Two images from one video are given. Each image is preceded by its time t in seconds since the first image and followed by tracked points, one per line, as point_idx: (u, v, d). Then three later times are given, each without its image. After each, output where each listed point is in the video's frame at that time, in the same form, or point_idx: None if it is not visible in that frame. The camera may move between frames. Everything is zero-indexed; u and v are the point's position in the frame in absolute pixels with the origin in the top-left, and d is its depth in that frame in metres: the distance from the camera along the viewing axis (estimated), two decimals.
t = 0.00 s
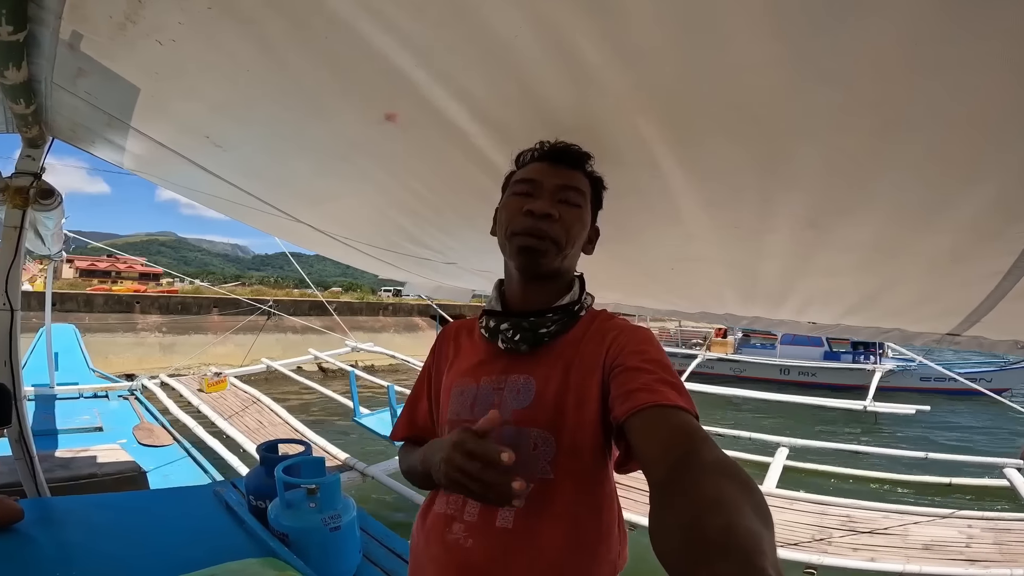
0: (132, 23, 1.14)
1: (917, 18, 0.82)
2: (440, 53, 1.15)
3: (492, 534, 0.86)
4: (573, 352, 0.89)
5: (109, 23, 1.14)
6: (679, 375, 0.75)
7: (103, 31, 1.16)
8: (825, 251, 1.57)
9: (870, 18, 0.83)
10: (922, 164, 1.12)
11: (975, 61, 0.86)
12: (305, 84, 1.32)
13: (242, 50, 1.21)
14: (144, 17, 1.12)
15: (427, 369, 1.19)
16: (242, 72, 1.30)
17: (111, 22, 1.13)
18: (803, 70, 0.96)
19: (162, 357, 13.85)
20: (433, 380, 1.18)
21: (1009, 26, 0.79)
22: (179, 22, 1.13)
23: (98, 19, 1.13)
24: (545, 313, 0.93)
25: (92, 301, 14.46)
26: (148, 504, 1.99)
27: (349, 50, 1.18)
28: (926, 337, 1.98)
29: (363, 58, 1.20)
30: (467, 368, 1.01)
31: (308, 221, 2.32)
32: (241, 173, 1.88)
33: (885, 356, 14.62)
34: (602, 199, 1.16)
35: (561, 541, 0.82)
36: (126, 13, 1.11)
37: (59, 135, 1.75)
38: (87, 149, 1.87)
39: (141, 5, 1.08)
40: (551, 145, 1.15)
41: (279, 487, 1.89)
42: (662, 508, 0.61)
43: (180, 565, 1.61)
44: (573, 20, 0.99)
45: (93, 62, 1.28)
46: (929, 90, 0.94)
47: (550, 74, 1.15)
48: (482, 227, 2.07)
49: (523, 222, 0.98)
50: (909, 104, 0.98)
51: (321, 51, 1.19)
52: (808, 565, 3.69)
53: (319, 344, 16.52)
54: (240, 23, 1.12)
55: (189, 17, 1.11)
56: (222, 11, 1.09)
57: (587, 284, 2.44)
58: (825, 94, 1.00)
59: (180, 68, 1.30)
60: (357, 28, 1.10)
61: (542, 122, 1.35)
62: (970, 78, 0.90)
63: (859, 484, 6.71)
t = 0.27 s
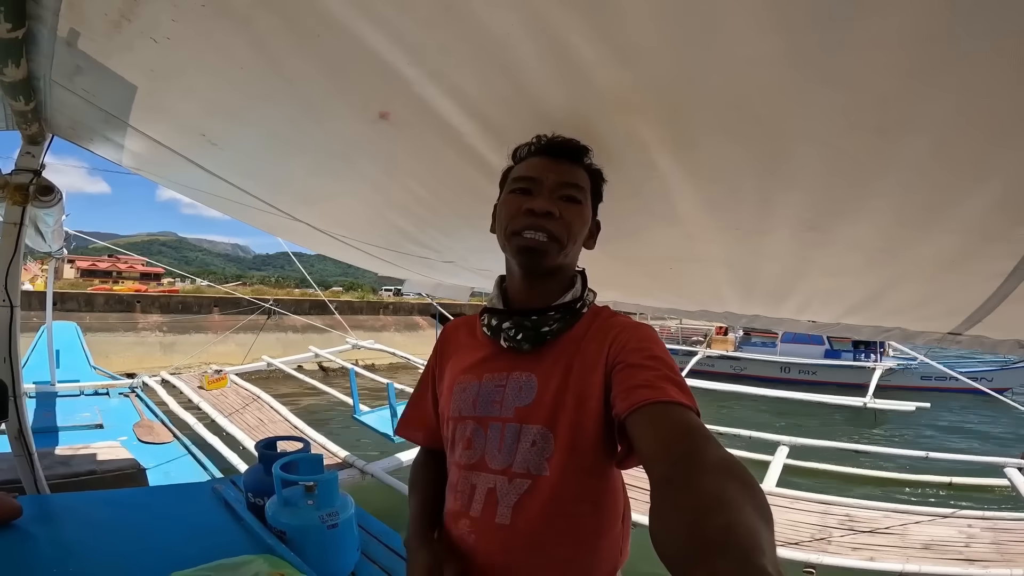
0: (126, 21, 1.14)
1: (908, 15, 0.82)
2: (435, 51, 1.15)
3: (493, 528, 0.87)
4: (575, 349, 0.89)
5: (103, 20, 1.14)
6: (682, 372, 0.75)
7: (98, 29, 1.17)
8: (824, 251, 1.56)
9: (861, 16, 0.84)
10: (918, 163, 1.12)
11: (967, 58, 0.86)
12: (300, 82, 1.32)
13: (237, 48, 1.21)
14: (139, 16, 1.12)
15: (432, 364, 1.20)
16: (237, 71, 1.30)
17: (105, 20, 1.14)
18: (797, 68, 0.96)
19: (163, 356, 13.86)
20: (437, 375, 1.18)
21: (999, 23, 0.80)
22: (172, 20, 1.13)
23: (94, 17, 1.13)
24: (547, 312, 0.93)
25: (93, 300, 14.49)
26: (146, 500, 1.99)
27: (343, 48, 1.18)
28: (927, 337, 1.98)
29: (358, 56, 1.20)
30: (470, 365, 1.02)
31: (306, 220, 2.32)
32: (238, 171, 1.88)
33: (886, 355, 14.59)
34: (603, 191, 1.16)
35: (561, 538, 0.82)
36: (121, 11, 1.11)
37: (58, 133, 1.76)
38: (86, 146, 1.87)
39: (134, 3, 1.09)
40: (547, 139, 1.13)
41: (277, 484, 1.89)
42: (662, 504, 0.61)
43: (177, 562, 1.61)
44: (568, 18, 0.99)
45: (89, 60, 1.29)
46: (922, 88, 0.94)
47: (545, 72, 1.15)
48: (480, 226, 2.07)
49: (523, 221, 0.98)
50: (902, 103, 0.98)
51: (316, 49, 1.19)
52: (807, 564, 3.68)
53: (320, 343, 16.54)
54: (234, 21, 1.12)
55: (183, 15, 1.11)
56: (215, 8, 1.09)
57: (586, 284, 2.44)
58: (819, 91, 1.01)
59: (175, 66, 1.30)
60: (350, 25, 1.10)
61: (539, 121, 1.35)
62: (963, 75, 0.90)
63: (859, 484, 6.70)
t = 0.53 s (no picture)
0: (123, 24, 1.14)
1: (900, 17, 0.82)
2: (430, 55, 1.15)
3: (489, 530, 0.87)
4: (577, 354, 0.89)
5: (100, 23, 1.14)
6: (684, 380, 0.75)
7: (95, 32, 1.17)
8: (820, 253, 1.57)
9: (854, 19, 0.84)
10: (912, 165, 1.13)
11: (960, 60, 0.87)
12: (297, 85, 1.32)
13: (233, 51, 1.21)
14: (135, 18, 1.13)
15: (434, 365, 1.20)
16: (233, 74, 1.30)
17: (102, 23, 1.14)
18: (791, 70, 0.97)
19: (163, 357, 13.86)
20: (438, 375, 1.18)
21: (991, 26, 0.80)
22: (168, 23, 1.13)
23: (90, 19, 1.14)
24: (550, 316, 0.94)
25: (93, 301, 14.48)
26: (146, 501, 2.00)
27: (339, 51, 1.18)
28: (924, 338, 1.98)
29: (354, 59, 1.20)
30: (471, 367, 1.02)
31: (305, 222, 2.32)
32: (236, 173, 1.89)
33: (886, 356, 14.59)
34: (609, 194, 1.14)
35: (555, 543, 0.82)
36: (117, 14, 1.12)
37: (57, 135, 1.76)
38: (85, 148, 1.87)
39: (131, 6, 1.09)
40: (552, 140, 1.13)
41: (275, 485, 1.89)
42: (661, 509, 0.61)
43: (175, 563, 1.61)
44: (563, 21, 0.99)
45: (87, 63, 1.29)
46: (916, 90, 0.94)
47: (540, 76, 1.15)
48: (477, 229, 2.08)
49: (527, 226, 0.98)
50: (896, 104, 0.99)
51: (312, 52, 1.19)
52: (806, 565, 3.68)
53: (320, 344, 16.54)
54: (230, 24, 1.13)
55: (179, 18, 1.12)
56: (211, 12, 1.10)
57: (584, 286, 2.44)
58: (813, 94, 1.01)
59: (172, 69, 1.31)
60: (345, 28, 1.11)
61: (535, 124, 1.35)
62: (956, 77, 0.90)
63: (858, 485, 6.70)
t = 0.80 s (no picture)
0: (120, 30, 1.14)
1: (901, 18, 0.82)
2: (428, 58, 1.15)
3: (495, 535, 0.86)
4: (582, 358, 0.89)
5: (97, 29, 1.14)
6: (689, 381, 0.75)
7: (92, 37, 1.16)
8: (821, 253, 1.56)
9: (854, 18, 0.84)
10: (912, 164, 1.13)
11: (960, 59, 0.86)
12: (295, 90, 1.32)
13: (230, 56, 1.21)
14: (132, 24, 1.12)
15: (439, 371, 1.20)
16: (231, 79, 1.30)
17: (98, 29, 1.13)
18: (790, 71, 0.97)
19: (162, 362, 13.84)
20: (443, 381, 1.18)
21: (992, 24, 0.80)
22: (165, 28, 1.13)
23: (86, 25, 1.13)
24: (554, 321, 0.94)
25: (92, 307, 14.50)
26: (148, 507, 1.99)
27: (336, 55, 1.18)
28: (925, 336, 1.98)
29: (351, 63, 1.20)
30: (476, 371, 1.02)
31: (304, 226, 2.32)
32: (235, 178, 1.88)
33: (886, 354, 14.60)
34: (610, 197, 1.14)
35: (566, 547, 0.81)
36: (113, 20, 1.11)
37: (55, 140, 1.75)
38: (83, 154, 1.85)
39: (128, 12, 1.09)
40: (552, 143, 1.13)
41: (278, 490, 1.88)
42: (669, 510, 0.61)
43: (178, 569, 1.60)
44: (562, 22, 0.98)
45: (84, 68, 1.28)
46: (916, 90, 0.94)
47: (539, 78, 1.15)
48: (476, 232, 2.07)
49: (528, 230, 0.98)
50: (896, 104, 0.99)
51: (310, 56, 1.19)
52: (811, 565, 3.67)
53: (320, 348, 16.53)
54: (227, 29, 1.12)
55: (175, 24, 1.11)
56: (208, 17, 1.09)
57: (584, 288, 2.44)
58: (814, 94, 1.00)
59: (169, 75, 1.30)
60: (343, 32, 1.10)
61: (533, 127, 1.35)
62: (958, 76, 0.90)
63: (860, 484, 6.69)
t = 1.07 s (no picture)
0: (112, 38, 1.14)
1: (891, 19, 0.82)
2: (421, 63, 1.15)
3: (490, 545, 0.86)
4: (575, 368, 0.89)
5: (90, 37, 1.14)
6: (681, 391, 0.74)
7: (85, 45, 1.16)
8: (818, 253, 1.56)
9: (846, 20, 0.84)
10: (906, 165, 1.12)
11: (951, 60, 0.86)
12: (289, 96, 1.32)
13: (224, 63, 1.21)
14: (125, 32, 1.12)
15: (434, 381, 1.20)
16: (225, 85, 1.30)
17: (91, 37, 1.13)
18: (782, 73, 0.97)
19: (163, 367, 13.84)
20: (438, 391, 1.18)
21: (983, 25, 0.80)
22: (158, 36, 1.13)
23: (79, 33, 1.13)
24: (546, 330, 0.94)
25: (92, 311, 14.49)
26: (148, 513, 1.98)
27: (329, 61, 1.18)
28: (923, 339, 1.98)
29: (344, 69, 1.20)
30: (470, 381, 1.02)
31: (303, 232, 2.32)
32: (233, 185, 1.88)
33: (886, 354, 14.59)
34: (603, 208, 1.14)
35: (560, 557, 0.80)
36: (106, 28, 1.11)
37: (51, 148, 1.74)
38: (80, 161, 1.84)
39: (120, 20, 1.09)
40: (545, 155, 1.13)
41: (279, 496, 1.88)
42: (658, 519, 0.60)
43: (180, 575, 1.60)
44: (554, 26, 0.98)
45: (78, 75, 1.28)
46: (909, 90, 0.94)
47: (533, 82, 1.15)
48: (474, 236, 2.07)
49: (520, 242, 0.98)
50: (888, 105, 0.98)
51: (303, 62, 1.19)
52: (813, 567, 3.66)
53: (320, 352, 16.53)
54: (220, 36, 1.12)
55: (169, 31, 1.12)
56: (200, 25, 1.09)
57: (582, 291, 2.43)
58: (807, 95, 1.00)
59: (164, 82, 1.30)
60: (335, 38, 1.11)
61: (528, 131, 1.35)
62: (950, 78, 0.90)
63: (862, 484, 6.68)
